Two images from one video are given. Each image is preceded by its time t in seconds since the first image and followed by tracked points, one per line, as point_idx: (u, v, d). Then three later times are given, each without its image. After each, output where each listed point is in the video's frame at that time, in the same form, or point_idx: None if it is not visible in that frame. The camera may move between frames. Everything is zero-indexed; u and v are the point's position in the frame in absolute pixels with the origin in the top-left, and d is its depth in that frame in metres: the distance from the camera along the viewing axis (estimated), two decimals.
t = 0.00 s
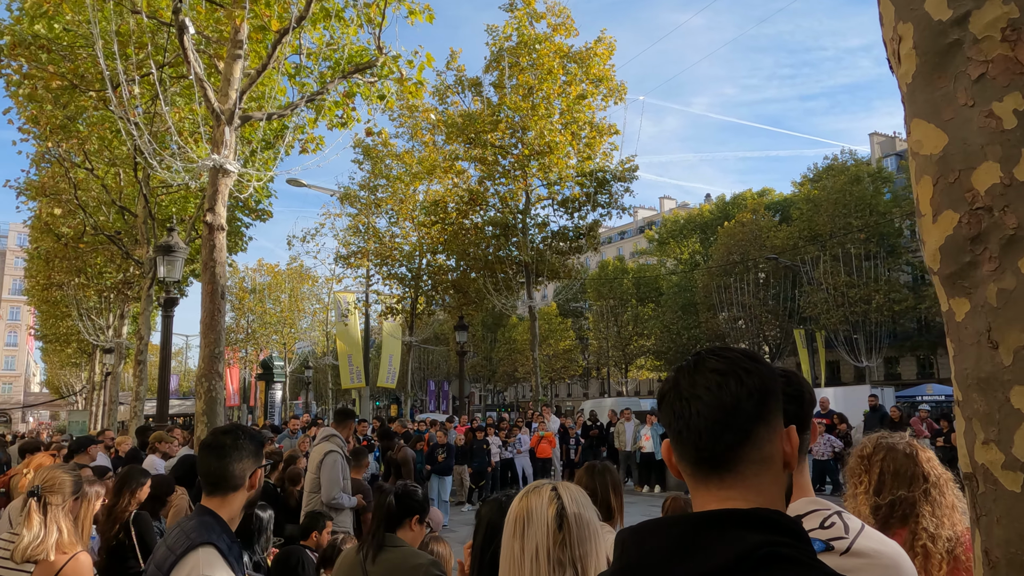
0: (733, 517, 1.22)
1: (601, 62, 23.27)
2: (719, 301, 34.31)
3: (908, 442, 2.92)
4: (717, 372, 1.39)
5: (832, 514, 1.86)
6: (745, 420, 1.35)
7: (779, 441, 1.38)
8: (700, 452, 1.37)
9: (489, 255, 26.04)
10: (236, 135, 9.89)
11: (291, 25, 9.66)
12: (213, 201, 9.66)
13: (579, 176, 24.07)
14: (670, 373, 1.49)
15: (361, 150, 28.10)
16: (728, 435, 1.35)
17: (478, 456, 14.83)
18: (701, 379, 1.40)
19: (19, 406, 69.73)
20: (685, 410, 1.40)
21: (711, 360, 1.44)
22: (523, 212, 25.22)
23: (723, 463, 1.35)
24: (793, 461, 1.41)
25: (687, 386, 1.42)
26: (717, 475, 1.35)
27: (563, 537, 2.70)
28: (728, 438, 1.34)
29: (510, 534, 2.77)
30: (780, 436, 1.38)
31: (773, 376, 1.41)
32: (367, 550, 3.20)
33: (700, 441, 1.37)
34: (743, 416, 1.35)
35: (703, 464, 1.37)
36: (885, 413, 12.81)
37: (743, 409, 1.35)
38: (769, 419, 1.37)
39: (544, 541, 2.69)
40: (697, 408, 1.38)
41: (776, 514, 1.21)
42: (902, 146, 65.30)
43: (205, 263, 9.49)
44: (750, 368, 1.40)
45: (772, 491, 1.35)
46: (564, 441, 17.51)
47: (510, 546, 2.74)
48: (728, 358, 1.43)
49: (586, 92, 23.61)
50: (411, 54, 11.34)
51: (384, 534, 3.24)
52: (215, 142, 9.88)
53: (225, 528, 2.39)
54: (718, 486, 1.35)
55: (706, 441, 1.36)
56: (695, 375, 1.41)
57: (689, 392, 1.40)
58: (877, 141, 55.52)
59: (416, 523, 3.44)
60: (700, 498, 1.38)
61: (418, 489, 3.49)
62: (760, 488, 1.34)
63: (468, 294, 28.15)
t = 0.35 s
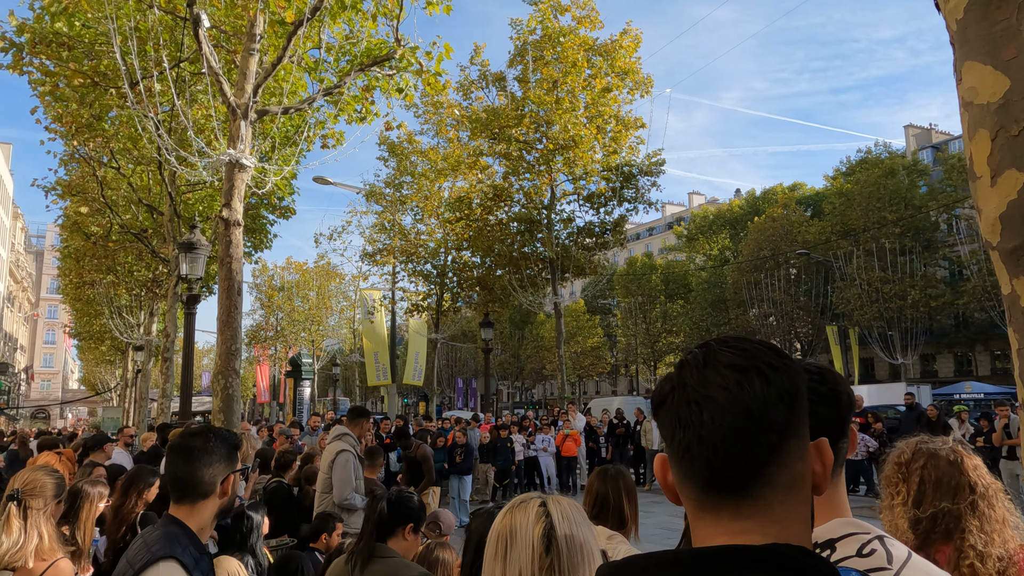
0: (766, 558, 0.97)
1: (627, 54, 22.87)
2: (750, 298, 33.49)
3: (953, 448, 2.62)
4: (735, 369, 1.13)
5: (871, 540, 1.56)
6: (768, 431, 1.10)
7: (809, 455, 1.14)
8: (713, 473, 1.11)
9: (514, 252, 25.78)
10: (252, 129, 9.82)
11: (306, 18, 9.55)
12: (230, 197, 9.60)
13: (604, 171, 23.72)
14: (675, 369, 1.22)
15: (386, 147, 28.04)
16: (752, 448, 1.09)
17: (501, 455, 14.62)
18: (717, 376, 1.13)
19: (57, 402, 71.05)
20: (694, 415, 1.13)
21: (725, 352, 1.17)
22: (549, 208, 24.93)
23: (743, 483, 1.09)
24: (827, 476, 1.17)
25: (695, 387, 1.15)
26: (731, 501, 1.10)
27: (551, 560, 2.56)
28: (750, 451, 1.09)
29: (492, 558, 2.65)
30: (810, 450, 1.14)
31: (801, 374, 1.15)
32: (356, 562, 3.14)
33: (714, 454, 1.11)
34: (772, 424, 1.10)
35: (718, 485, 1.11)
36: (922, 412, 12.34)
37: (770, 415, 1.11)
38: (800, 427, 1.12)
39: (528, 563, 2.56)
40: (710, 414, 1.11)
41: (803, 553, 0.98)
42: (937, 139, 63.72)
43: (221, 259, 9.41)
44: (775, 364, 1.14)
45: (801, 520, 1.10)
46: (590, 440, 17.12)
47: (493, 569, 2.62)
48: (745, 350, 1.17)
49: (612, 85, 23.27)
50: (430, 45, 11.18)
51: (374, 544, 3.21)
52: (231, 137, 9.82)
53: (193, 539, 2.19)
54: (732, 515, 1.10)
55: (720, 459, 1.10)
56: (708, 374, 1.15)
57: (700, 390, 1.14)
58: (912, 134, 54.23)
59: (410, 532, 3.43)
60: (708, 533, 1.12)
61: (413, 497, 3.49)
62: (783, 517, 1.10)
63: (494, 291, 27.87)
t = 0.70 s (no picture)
0: None
1: (643, 50, 22.62)
2: (768, 296, 33.07)
3: (984, 449, 2.44)
4: (766, 353, 0.97)
5: (903, 553, 1.38)
6: (805, 429, 0.94)
7: (845, 456, 0.99)
8: (738, 476, 0.94)
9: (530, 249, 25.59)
10: (262, 125, 9.78)
11: (314, 12, 9.49)
12: (240, 193, 9.57)
13: (619, 168, 23.50)
14: (687, 353, 1.04)
15: (401, 145, 27.98)
16: (788, 449, 0.93)
17: (515, 454, 14.49)
18: (743, 359, 0.96)
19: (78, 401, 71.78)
20: (715, 405, 0.96)
21: (748, 333, 1.00)
22: (565, 205, 24.68)
23: (776, 491, 0.94)
24: (863, 482, 1.02)
25: (716, 374, 0.97)
26: (758, 510, 0.94)
27: (563, 562, 2.41)
28: (789, 451, 0.93)
29: (500, 554, 2.49)
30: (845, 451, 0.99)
31: (837, 364, 1.00)
32: (343, 566, 3.34)
33: (741, 454, 0.94)
34: (811, 420, 0.95)
35: (744, 493, 0.94)
36: (945, 411, 12.07)
37: (809, 411, 0.95)
38: (838, 426, 0.98)
39: (539, 561, 2.41)
40: (736, 406, 0.94)
41: None
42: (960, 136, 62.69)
43: (231, 255, 9.34)
44: (810, 349, 0.99)
45: (836, 535, 0.95)
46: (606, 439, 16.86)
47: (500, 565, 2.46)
48: (771, 330, 1.00)
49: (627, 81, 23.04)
50: (440, 40, 11.07)
51: (362, 548, 3.40)
52: (242, 132, 9.78)
53: (170, 542, 2.09)
54: (757, 527, 0.94)
55: (750, 461, 0.93)
56: (733, 357, 0.97)
57: (724, 378, 0.96)
58: (934, 130, 53.37)
59: (401, 536, 3.58)
60: (724, 551, 0.95)
61: (406, 500, 3.64)
62: (818, 532, 0.94)
63: (509, 290, 27.66)
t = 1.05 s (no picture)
0: None
1: (659, 44, 22.42)
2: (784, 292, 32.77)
3: None
4: (858, 333, 0.86)
5: (961, 557, 1.23)
6: (901, 422, 0.86)
7: (932, 452, 0.91)
8: (823, 473, 0.85)
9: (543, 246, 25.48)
10: (276, 120, 9.74)
11: (328, 7, 9.44)
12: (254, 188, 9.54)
13: (634, 164, 23.33)
14: (758, 329, 0.92)
15: (415, 142, 27.95)
16: (881, 444, 0.85)
17: (528, 451, 14.42)
18: (833, 338, 0.85)
19: (95, 398, 72.32)
20: (800, 390, 0.85)
21: (833, 309, 0.89)
22: (579, 202, 24.54)
23: (868, 490, 0.85)
24: (946, 482, 0.93)
25: (799, 355, 0.86)
26: (841, 509, 0.86)
27: (621, 559, 2.17)
28: (878, 449, 0.84)
29: (554, 549, 2.28)
30: (932, 444, 0.91)
31: (932, 348, 0.90)
32: (359, 565, 3.28)
33: (832, 446, 0.84)
34: (907, 411, 0.86)
35: (830, 491, 0.85)
36: (967, 410, 11.85)
37: (907, 401, 0.86)
38: (930, 417, 0.89)
39: (595, 555, 2.19)
40: (826, 393, 0.83)
41: None
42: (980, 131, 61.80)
43: (246, 251, 9.32)
44: (904, 330, 0.89)
45: (923, 539, 0.88)
46: (620, 436, 16.73)
47: (552, 560, 2.24)
48: (854, 306, 0.90)
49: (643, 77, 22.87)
50: (454, 34, 11.00)
51: (377, 547, 3.34)
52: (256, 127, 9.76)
53: (182, 540, 2.03)
54: (839, 529, 0.86)
55: (840, 457, 0.84)
56: (820, 337, 0.86)
57: (810, 360, 0.85)
58: (953, 125, 52.68)
59: (416, 534, 3.51)
60: (798, 557, 0.87)
61: (422, 496, 3.58)
62: (905, 537, 0.86)
63: (523, 287, 27.55)
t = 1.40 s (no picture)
0: None
1: (672, 40, 22.25)
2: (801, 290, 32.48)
3: None
4: (855, 319, 0.82)
5: (964, 558, 1.18)
6: (902, 416, 0.81)
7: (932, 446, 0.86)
8: (815, 468, 0.81)
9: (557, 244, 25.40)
10: (287, 119, 9.76)
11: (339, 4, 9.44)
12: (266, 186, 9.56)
13: (648, 161, 23.19)
14: (748, 317, 0.88)
15: (428, 140, 27.96)
16: (878, 440, 0.80)
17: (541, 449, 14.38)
18: (828, 325, 0.81)
19: (115, 395, 73.20)
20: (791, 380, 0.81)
21: (826, 296, 0.85)
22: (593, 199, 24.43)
23: (862, 488, 0.81)
24: (945, 480, 0.89)
25: (791, 343, 0.82)
26: (833, 511, 0.81)
27: (634, 561, 2.13)
28: (870, 444, 0.80)
29: (565, 551, 2.24)
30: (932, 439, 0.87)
31: (932, 339, 0.85)
32: (365, 563, 3.26)
33: (826, 444, 0.80)
34: (907, 403, 0.81)
35: (821, 488, 0.80)
36: (986, 408, 11.66)
37: (906, 394, 0.82)
38: (931, 411, 0.85)
39: (608, 558, 2.14)
40: (820, 384, 0.79)
41: None
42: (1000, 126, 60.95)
43: (258, 249, 9.35)
44: (904, 320, 0.84)
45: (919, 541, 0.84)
46: (634, 434, 16.66)
47: (564, 562, 2.19)
48: (850, 294, 0.85)
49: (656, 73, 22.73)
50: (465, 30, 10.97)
51: (383, 544, 3.32)
52: (268, 125, 9.77)
53: (179, 537, 2.01)
54: (829, 528, 0.82)
55: (832, 452, 0.80)
56: (814, 322, 0.81)
57: (802, 348, 0.81)
58: (973, 119, 51.98)
59: (424, 532, 3.47)
60: (788, 557, 0.83)
61: (430, 494, 3.55)
62: (901, 538, 0.82)
63: (537, 284, 27.47)
